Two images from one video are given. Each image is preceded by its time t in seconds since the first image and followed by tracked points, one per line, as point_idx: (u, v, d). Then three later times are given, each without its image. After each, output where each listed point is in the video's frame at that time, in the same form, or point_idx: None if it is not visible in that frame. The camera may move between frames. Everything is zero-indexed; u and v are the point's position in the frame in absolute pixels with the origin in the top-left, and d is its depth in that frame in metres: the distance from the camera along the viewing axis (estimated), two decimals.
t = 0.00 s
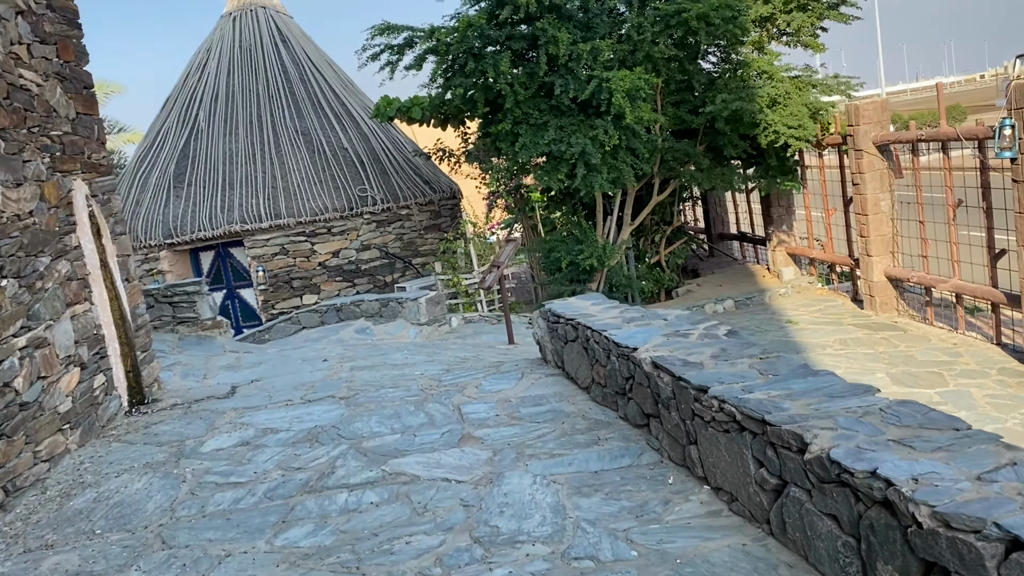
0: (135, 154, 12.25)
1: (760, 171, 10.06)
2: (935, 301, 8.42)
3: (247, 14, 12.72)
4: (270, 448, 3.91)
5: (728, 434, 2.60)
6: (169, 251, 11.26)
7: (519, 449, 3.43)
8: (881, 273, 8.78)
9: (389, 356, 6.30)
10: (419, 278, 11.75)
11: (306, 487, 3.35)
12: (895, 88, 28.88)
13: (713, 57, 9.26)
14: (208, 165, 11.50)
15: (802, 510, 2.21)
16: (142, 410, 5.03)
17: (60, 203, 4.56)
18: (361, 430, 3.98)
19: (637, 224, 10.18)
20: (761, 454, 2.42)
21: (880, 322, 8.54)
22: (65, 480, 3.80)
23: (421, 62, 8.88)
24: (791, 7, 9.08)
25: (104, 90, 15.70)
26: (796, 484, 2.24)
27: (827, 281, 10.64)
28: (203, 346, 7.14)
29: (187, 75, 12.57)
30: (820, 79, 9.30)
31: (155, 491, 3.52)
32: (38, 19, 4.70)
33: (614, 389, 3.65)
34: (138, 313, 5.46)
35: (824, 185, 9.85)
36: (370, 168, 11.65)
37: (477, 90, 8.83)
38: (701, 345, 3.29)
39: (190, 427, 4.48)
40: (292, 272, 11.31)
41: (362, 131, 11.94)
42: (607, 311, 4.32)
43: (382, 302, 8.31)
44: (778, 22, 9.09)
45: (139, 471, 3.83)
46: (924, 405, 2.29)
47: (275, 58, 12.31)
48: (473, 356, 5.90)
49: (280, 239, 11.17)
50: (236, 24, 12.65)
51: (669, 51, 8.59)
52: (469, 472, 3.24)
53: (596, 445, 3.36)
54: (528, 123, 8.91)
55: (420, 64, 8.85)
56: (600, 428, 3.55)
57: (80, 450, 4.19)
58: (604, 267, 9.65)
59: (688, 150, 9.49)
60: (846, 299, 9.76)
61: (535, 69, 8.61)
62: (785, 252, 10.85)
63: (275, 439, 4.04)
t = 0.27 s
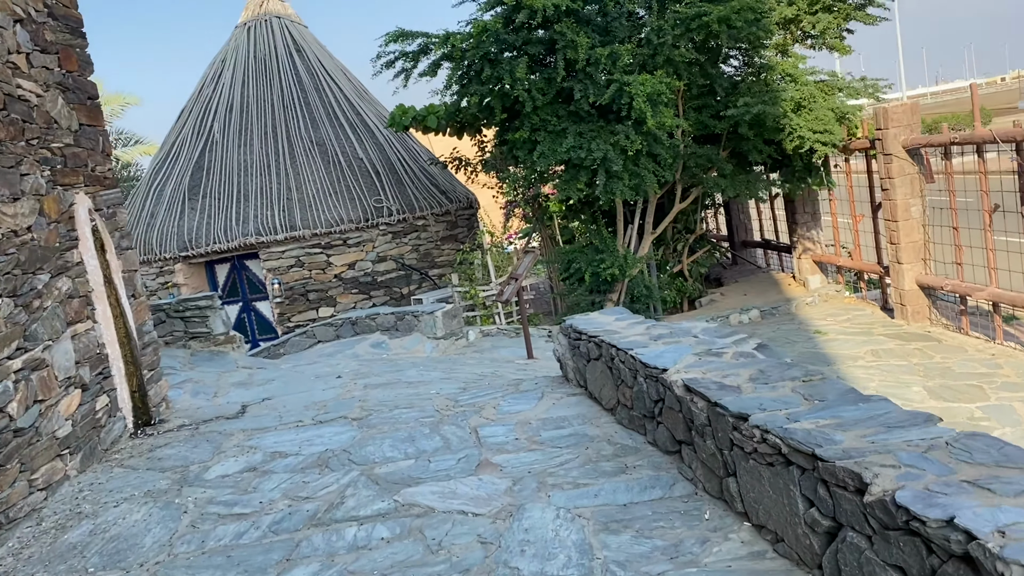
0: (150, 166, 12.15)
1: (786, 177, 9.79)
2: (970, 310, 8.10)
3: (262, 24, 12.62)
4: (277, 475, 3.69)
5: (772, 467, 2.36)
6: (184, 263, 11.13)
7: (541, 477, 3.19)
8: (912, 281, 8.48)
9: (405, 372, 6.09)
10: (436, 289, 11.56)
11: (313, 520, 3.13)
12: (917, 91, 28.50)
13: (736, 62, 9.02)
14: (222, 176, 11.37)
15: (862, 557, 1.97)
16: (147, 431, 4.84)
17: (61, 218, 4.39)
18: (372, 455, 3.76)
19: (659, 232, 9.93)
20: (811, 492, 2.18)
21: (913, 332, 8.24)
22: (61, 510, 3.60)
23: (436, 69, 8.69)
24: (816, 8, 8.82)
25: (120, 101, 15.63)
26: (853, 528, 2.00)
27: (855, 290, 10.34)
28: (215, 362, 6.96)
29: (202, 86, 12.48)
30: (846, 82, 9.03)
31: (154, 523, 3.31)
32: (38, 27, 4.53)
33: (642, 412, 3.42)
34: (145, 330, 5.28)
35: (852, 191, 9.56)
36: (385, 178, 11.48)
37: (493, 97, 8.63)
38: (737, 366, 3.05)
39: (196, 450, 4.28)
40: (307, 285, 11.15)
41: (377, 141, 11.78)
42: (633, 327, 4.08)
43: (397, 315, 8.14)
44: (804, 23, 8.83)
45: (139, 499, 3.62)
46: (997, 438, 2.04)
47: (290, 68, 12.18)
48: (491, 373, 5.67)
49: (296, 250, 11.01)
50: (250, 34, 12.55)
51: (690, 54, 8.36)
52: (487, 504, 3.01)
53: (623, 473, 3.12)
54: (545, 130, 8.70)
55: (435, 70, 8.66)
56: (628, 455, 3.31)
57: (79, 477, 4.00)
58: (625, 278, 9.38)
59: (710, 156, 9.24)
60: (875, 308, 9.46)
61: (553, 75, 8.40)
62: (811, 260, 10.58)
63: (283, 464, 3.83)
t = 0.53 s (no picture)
0: (164, 174, 12.05)
1: (810, 183, 9.54)
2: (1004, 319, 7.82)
3: (276, 30, 12.50)
4: (285, 500, 3.50)
5: (824, 504, 2.15)
6: (197, 272, 11.00)
7: (565, 506, 2.98)
8: (942, 290, 8.21)
9: (420, 386, 5.90)
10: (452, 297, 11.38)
11: (321, 551, 2.93)
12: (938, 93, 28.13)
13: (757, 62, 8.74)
14: (236, 184, 11.24)
15: None
16: (153, 449, 4.67)
17: (63, 228, 4.22)
18: (386, 479, 3.56)
19: (679, 239, 9.70)
20: (871, 535, 1.97)
21: (944, 343, 7.96)
22: (58, 537, 3.42)
23: (451, 74, 8.51)
24: (843, 10, 8.56)
25: (134, 110, 15.52)
26: None
27: (880, 298, 10.08)
28: (225, 374, 6.80)
29: (216, 93, 12.38)
30: (872, 85, 8.78)
31: (155, 553, 3.12)
32: (41, 32, 4.37)
33: (673, 435, 3.21)
34: (154, 343, 5.11)
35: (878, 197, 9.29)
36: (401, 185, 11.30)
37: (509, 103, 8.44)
38: (776, 388, 2.84)
39: (202, 470, 4.10)
40: (322, 293, 10.97)
41: (392, 147, 11.61)
42: (660, 342, 3.87)
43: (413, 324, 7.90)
44: (830, 25, 8.57)
45: (140, 525, 3.43)
46: None
47: (304, 74, 12.04)
48: (509, 387, 5.47)
49: (310, 258, 10.84)
50: (264, 40, 12.43)
51: (712, 58, 8.15)
52: (508, 535, 2.80)
53: (655, 501, 2.91)
54: (563, 136, 8.50)
55: (450, 76, 8.49)
56: (658, 481, 3.10)
57: (80, 500, 3.82)
58: (645, 286, 9.14)
59: (733, 162, 9.02)
60: (903, 316, 9.19)
61: (571, 79, 8.19)
62: (835, 267, 10.34)
63: (292, 487, 3.64)
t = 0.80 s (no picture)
0: (174, 181, 11.95)
1: (832, 191, 9.31)
2: None
3: (287, 36, 12.38)
4: (286, 527, 3.31)
5: (874, 551, 1.94)
6: (206, 280, 10.87)
7: (584, 540, 2.78)
8: (970, 302, 7.95)
9: (430, 400, 5.71)
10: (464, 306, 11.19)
11: None
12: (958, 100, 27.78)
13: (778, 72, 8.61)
14: (246, 191, 11.11)
15: None
16: (152, 468, 4.49)
17: (59, 237, 4.06)
18: (392, 505, 3.36)
19: (697, 248, 9.48)
20: None
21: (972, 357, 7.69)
22: (47, 565, 3.24)
23: (464, 79, 8.34)
24: (867, 13, 8.33)
25: (145, 114, 15.48)
26: None
27: (904, 308, 9.81)
28: (232, 387, 6.62)
29: (227, 99, 12.28)
30: (897, 90, 8.54)
31: None
32: (39, 34, 4.22)
33: (699, 463, 3.00)
34: (154, 356, 4.94)
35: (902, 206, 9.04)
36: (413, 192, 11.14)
37: (524, 109, 8.26)
38: (813, 415, 2.63)
39: (201, 492, 3.92)
40: (332, 302, 10.80)
41: (404, 154, 11.46)
42: (683, 361, 3.66)
43: (424, 336, 7.77)
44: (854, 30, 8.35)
45: (133, 553, 3.25)
46: None
47: (315, 80, 11.91)
48: (523, 403, 5.27)
49: (320, 266, 10.67)
50: (276, 46, 12.32)
51: (734, 63, 7.97)
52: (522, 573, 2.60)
53: (680, 536, 2.69)
54: (579, 142, 8.30)
55: (463, 82, 8.31)
56: (683, 513, 2.89)
57: (73, 523, 3.64)
58: (662, 296, 8.92)
59: (752, 169, 8.81)
60: (928, 329, 8.92)
61: (587, 85, 8.00)
62: (857, 277, 10.08)
63: (294, 513, 3.45)
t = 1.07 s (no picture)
0: (182, 185, 11.84)
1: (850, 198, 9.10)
2: None
3: (297, 39, 12.27)
4: (281, 550, 3.14)
5: None
6: (213, 285, 10.74)
7: (595, 571, 2.59)
8: (994, 312, 7.72)
9: (437, 412, 5.53)
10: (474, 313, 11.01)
11: None
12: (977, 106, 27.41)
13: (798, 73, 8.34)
14: (254, 196, 10.98)
15: None
16: (147, 483, 4.33)
17: (51, 243, 3.91)
18: (393, 528, 3.19)
19: (711, 256, 9.29)
20: None
21: (997, 370, 7.45)
22: None
23: (474, 83, 8.17)
24: (887, 16, 8.12)
25: (155, 118, 15.32)
26: None
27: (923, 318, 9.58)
28: (234, 396, 6.47)
29: (236, 103, 12.16)
30: (918, 95, 8.32)
31: None
32: (33, 32, 4.07)
33: (720, 489, 2.81)
34: (152, 365, 4.78)
35: (922, 214, 8.81)
36: (422, 197, 10.97)
37: (535, 113, 8.09)
38: (843, 441, 2.44)
39: (196, 510, 3.75)
40: (340, 308, 10.64)
41: (414, 159, 11.31)
42: (701, 377, 3.48)
43: (432, 344, 7.53)
44: (875, 33, 8.15)
45: None
46: None
47: (325, 84, 11.78)
48: (532, 416, 5.09)
49: (328, 272, 10.52)
50: (285, 49, 12.20)
51: (751, 66, 7.79)
52: None
53: (699, 570, 2.51)
54: (591, 147, 8.12)
55: (473, 85, 8.14)
56: (703, 542, 2.70)
57: (60, 542, 3.48)
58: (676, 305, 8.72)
59: (769, 175, 8.62)
60: (948, 340, 8.69)
61: (600, 89, 7.83)
62: (875, 286, 9.86)
63: (290, 535, 3.28)
